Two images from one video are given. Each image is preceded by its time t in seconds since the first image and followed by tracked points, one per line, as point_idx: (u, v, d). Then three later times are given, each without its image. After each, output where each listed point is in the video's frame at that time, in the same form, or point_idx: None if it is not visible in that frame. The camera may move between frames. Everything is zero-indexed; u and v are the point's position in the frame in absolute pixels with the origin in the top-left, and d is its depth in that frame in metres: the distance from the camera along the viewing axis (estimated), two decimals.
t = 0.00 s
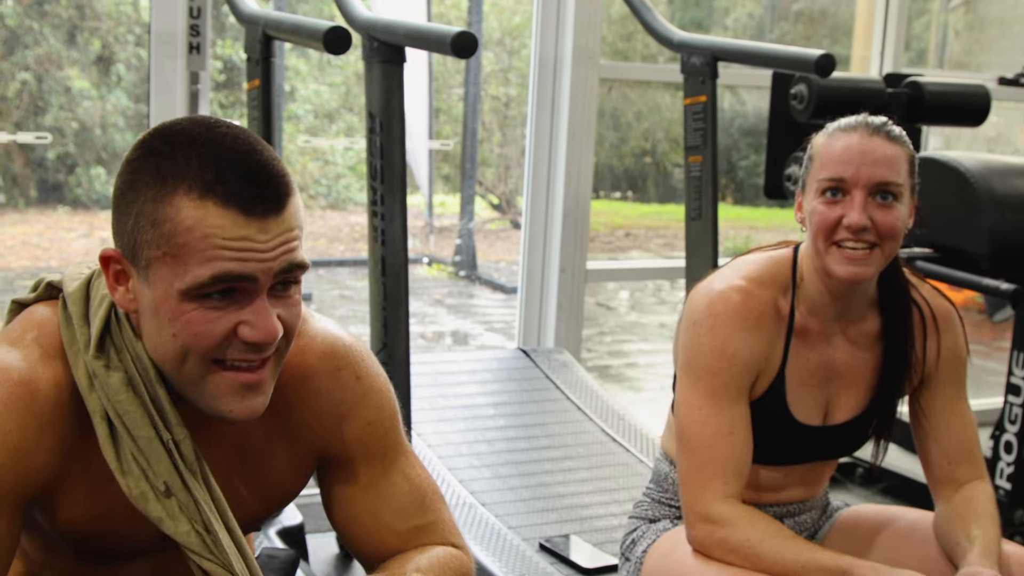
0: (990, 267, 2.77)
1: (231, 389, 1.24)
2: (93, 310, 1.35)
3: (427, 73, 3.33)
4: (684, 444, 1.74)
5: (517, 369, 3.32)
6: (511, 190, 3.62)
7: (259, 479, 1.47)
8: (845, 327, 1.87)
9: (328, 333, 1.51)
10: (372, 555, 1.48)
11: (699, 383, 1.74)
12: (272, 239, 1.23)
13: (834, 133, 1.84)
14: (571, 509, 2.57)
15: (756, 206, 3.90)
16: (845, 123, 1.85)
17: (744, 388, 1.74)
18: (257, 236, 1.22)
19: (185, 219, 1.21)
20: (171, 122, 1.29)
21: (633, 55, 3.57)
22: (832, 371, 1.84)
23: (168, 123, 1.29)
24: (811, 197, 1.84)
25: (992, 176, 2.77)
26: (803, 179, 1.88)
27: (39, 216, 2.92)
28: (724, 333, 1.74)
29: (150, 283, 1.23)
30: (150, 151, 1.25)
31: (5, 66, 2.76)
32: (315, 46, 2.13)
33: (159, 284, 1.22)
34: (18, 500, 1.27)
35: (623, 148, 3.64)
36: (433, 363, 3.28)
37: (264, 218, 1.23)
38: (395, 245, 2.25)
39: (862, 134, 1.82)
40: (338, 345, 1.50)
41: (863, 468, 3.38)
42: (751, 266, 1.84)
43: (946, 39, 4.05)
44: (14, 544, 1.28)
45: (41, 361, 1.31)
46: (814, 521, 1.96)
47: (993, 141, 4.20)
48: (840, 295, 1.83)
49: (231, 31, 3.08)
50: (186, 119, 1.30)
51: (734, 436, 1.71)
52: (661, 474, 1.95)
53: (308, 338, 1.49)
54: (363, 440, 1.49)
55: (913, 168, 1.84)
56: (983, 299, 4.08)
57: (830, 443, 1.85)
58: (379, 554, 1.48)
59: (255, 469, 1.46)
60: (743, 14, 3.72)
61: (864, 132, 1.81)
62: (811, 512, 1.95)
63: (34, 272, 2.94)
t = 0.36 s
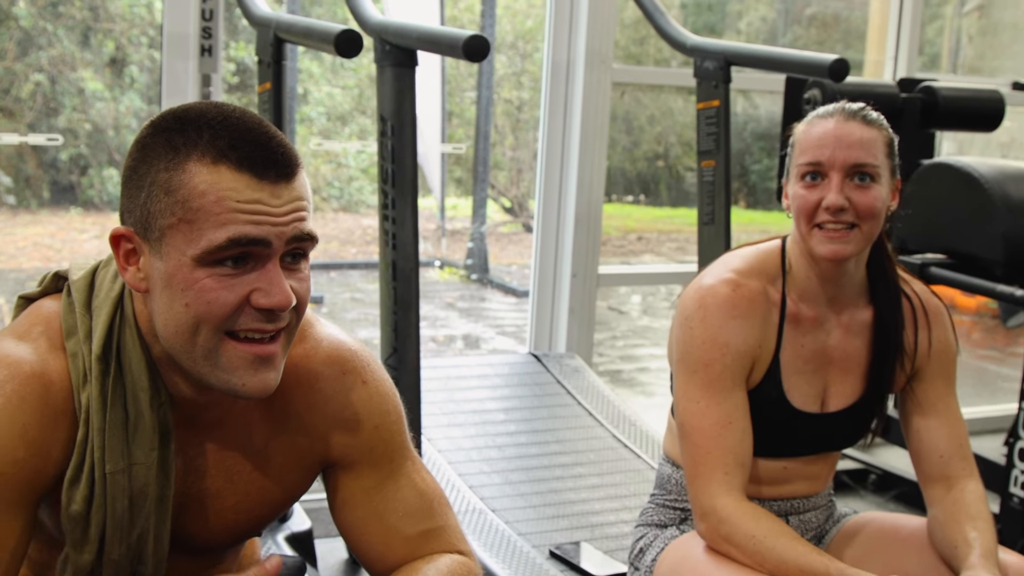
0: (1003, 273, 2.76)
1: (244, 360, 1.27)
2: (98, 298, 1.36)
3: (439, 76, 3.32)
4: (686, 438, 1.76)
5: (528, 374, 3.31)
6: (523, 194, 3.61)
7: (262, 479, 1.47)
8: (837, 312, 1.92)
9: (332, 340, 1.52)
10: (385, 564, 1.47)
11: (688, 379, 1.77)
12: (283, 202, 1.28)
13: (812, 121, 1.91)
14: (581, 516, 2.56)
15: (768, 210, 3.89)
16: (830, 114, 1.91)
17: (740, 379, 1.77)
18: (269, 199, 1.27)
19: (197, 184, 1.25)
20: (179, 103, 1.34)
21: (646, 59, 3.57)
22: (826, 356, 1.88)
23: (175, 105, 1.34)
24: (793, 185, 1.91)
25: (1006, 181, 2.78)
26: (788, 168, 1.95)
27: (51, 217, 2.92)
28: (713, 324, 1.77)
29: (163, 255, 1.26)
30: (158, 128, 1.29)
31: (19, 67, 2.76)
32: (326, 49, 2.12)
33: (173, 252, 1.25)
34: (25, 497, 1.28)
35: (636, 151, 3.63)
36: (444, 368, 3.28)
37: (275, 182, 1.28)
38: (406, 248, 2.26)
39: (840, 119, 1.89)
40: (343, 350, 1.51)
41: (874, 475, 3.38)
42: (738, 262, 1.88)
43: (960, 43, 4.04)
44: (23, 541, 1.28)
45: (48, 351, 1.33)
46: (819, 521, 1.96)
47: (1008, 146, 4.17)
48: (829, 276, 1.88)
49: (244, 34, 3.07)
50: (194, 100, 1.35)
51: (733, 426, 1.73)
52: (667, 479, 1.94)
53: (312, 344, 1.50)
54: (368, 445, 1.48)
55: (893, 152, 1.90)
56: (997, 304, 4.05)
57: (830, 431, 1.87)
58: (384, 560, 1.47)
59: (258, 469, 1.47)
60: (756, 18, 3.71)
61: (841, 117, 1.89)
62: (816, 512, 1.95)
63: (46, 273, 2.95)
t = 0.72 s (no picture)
0: None
1: (271, 352, 1.26)
2: (119, 293, 1.36)
3: (457, 77, 3.30)
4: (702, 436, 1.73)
5: (545, 376, 3.29)
6: (541, 195, 3.59)
7: (280, 478, 1.46)
8: (840, 308, 1.92)
9: (354, 338, 1.51)
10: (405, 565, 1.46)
11: (703, 376, 1.75)
12: (304, 193, 1.27)
13: (828, 117, 1.90)
14: (598, 519, 2.54)
15: (787, 212, 3.88)
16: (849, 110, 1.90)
17: (756, 375, 1.75)
18: (291, 190, 1.26)
19: (218, 177, 1.24)
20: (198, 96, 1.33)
21: (665, 60, 3.54)
22: (832, 351, 1.87)
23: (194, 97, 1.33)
24: (806, 182, 1.91)
25: None
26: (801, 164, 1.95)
27: (69, 216, 2.91)
28: (733, 322, 1.74)
29: (185, 249, 1.25)
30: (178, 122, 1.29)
31: (37, 65, 2.75)
32: (344, 47, 2.11)
33: (196, 246, 1.24)
34: (49, 499, 1.26)
35: (654, 153, 3.61)
36: (461, 370, 3.26)
37: (295, 173, 1.27)
38: (423, 249, 2.24)
39: (853, 116, 1.88)
40: (364, 348, 1.50)
41: (894, 480, 3.34)
42: (745, 260, 1.86)
43: (981, 46, 4.01)
44: (45, 543, 1.27)
45: (72, 349, 1.31)
46: (836, 523, 1.94)
47: None
48: (835, 274, 1.88)
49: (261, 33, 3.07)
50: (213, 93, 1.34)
51: (752, 425, 1.71)
52: (681, 483, 1.92)
53: (335, 341, 1.49)
54: (389, 445, 1.47)
55: (906, 152, 1.90)
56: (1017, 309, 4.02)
57: (842, 428, 1.86)
58: (402, 561, 1.46)
59: (278, 468, 1.46)
60: (776, 19, 3.69)
61: (854, 114, 1.88)
62: (833, 512, 1.93)
63: (62, 272, 2.94)
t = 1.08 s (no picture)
0: None
1: (274, 358, 1.26)
2: (125, 292, 1.34)
3: (463, 79, 3.29)
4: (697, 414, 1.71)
5: (549, 381, 3.29)
6: (546, 198, 3.59)
7: (281, 484, 1.46)
8: (835, 293, 1.95)
9: (358, 343, 1.51)
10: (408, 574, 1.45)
11: (720, 351, 1.71)
12: (315, 199, 1.26)
13: (849, 111, 1.93)
14: (600, 524, 2.54)
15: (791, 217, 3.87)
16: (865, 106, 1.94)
17: (756, 359, 1.73)
18: (302, 195, 1.25)
19: (229, 178, 1.23)
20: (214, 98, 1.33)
21: (671, 64, 3.53)
22: (830, 331, 1.90)
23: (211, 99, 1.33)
24: (814, 168, 1.94)
25: None
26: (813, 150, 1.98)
27: (73, 214, 2.91)
28: (738, 305, 1.73)
29: (194, 249, 1.24)
30: (193, 121, 1.28)
31: (42, 63, 2.75)
32: (350, 49, 2.11)
33: (204, 246, 1.24)
34: (59, 500, 1.24)
35: (660, 157, 3.60)
36: (464, 372, 3.26)
37: (307, 180, 1.26)
38: (428, 252, 2.24)
39: (870, 114, 1.91)
40: (368, 353, 1.50)
41: (896, 485, 3.33)
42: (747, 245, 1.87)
43: (986, 53, 4.00)
44: (55, 545, 1.25)
45: (77, 345, 1.30)
46: (837, 527, 1.92)
47: None
48: (829, 263, 1.91)
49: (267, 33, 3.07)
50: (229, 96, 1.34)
51: (751, 405, 1.69)
52: (683, 488, 1.91)
53: (338, 346, 1.48)
54: (390, 452, 1.48)
55: (916, 157, 1.94)
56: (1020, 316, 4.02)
57: (826, 421, 1.86)
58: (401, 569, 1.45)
59: (281, 475, 1.45)
60: (782, 25, 3.68)
61: (873, 112, 1.91)
62: (832, 517, 1.91)
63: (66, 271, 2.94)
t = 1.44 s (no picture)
0: None
1: (274, 336, 1.25)
2: (129, 283, 1.34)
3: (462, 81, 3.28)
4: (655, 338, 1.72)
5: (547, 382, 3.29)
6: (545, 201, 3.58)
7: (280, 476, 1.44)
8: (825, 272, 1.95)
9: (356, 339, 1.52)
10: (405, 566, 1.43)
11: (694, 281, 1.74)
12: (320, 183, 1.27)
13: (856, 108, 1.95)
14: (598, 526, 2.53)
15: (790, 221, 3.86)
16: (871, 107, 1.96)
17: (731, 308, 1.73)
18: (308, 177, 1.26)
19: (236, 157, 1.24)
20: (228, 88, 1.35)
21: (671, 67, 3.53)
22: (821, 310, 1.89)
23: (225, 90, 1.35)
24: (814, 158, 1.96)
25: None
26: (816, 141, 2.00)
27: (70, 216, 2.90)
28: (722, 257, 1.76)
29: (199, 227, 1.25)
30: (206, 105, 1.30)
31: (40, 64, 2.74)
32: (346, 50, 2.10)
33: (210, 224, 1.24)
34: (59, 492, 1.24)
35: (659, 160, 3.60)
36: (461, 373, 3.25)
37: (314, 164, 1.27)
38: (425, 254, 2.23)
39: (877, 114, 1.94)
40: (365, 348, 1.51)
41: (893, 488, 3.33)
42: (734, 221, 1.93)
43: (984, 58, 4.00)
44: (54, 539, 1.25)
45: (75, 338, 1.28)
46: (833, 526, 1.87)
47: None
48: (818, 248, 1.92)
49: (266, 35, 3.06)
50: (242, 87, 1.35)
51: (710, 332, 1.69)
52: (679, 487, 1.85)
53: (336, 340, 1.50)
54: (386, 445, 1.48)
55: (911, 162, 1.95)
56: (1017, 320, 4.02)
57: (820, 401, 1.84)
58: (397, 561, 1.44)
59: (277, 466, 1.44)
60: (781, 29, 3.67)
61: (879, 112, 1.94)
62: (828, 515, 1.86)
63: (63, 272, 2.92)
